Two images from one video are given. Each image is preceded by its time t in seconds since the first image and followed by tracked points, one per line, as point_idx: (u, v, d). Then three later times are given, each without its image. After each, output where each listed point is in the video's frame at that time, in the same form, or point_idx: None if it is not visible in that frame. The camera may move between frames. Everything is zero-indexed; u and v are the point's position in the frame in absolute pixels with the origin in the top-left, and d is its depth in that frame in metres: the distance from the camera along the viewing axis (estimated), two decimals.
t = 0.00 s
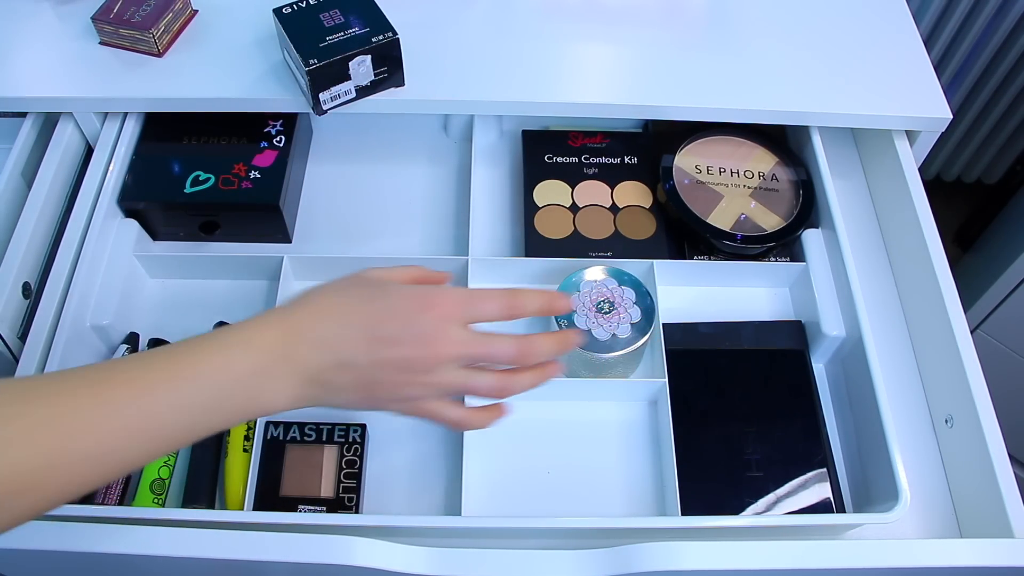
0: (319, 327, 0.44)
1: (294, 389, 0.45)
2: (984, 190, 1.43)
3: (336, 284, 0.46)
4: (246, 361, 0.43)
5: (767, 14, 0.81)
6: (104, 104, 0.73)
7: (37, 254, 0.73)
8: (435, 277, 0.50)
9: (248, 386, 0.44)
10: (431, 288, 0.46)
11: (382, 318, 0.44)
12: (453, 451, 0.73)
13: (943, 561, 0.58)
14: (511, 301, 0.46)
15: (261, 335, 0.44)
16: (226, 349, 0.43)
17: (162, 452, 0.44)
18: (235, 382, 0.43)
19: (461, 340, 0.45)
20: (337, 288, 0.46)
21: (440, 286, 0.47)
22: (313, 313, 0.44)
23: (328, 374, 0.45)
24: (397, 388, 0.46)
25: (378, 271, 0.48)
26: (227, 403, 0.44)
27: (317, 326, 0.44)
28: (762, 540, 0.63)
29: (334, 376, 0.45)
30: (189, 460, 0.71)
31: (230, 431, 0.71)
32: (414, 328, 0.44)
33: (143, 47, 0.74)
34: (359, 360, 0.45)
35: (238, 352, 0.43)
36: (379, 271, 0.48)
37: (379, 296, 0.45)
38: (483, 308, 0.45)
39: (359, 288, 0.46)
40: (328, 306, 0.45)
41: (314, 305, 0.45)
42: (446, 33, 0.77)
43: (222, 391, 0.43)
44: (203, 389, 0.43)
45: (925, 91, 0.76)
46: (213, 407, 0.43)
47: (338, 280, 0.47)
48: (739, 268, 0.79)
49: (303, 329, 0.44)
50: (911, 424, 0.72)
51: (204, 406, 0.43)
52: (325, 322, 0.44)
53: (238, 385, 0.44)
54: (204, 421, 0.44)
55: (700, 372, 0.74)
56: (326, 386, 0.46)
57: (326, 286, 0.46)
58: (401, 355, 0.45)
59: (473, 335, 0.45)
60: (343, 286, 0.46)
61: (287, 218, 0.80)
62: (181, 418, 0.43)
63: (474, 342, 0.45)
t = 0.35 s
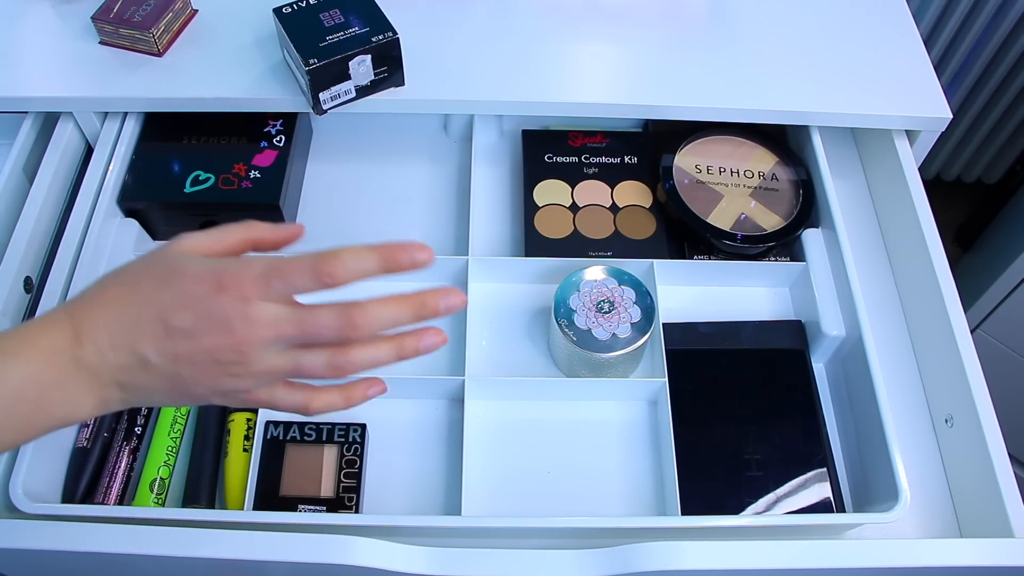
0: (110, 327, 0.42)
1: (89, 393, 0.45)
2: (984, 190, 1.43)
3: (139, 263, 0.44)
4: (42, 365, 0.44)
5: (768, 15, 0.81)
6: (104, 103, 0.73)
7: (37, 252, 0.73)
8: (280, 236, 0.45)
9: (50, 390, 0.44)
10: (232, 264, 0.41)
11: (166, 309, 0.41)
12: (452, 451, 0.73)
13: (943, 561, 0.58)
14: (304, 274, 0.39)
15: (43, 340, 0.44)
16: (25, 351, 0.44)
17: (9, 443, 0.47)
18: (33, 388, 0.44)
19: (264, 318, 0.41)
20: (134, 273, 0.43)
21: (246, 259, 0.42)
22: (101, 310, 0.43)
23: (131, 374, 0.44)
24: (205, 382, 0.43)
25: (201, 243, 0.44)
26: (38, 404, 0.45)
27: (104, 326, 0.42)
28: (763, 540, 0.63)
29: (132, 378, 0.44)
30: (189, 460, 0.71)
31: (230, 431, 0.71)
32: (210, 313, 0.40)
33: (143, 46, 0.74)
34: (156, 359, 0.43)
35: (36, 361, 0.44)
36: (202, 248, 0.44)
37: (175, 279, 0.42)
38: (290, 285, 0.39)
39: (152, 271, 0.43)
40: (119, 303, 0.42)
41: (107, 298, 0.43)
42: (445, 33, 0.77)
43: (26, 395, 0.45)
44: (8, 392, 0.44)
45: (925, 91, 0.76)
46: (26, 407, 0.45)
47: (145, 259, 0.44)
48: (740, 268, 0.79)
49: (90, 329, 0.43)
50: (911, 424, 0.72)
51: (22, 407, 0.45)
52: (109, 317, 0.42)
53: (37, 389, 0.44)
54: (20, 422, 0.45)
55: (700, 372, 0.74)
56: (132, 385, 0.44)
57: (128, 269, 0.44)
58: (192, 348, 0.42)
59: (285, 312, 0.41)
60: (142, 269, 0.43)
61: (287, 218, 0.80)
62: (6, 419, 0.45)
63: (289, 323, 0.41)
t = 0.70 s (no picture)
0: (69, 306, 0.47)
1: (37, 373, 0.49)
2: (984, 190, 1.43)
3: (67, 243, 0.49)
4: None
5: (767, 15, 0.81)
6: (104, 103, 0.73)
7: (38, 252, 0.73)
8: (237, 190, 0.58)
9: None
10: (171, 230, 0.51)
11: (130, 281, 0.49)
12: (452, 451, 0.73)
13: (944, 561, 0.58)
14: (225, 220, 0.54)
15: None
16: None
17: None
18: None
19: (210, 276, 0.53)
20: (74, 254, 0.48)
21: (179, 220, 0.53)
22: (56, 293, 0.47)
23: (91, 346, 0.50)
24: (166, 337, 0.53)
25: (119, 214, 0.52)
26: None
27: (59, 306, 0.47)
28: (763, 540, 0.63)
29: (91, 346, 0.50)
30: (189, 460, 0.70)
31: (230, 432, 0.71)
32: (158, 278, 0.50)
33: (143, 46, 0.74)
34: (124, 328, 0.50)
35: None
36: (115, 217, 0.52)
37: (130, 250, 0.49)
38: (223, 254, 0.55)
39: (99, 245, 0.49)
40: (69, 283, 0.47)
41: (55, 282, 0.47)
42: (445, 33, 0.77)
43: None
44: None
45: (925, 91, 0.76)
46: None
47: (70, 239, 0.49)
48: (740, 268, 0.79)
49: (44, 310, 0.47)
50: (910, 424, 0.72)
51: None
52: (70, 294, 0.47)
53: None
54: None
55: (700, 372, 0.74)
56: (88, 356, 0.51)
57: (54, 254, 0.48)
58: (158, 317, 0.51)
59: (221, 258, 0.54)
60: (81, 249, 0.49)
61: (287, 218, 0.80)
62: None
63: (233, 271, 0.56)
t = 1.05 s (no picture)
0: (208, 111, 0.44)
1: (195, 184, 0.45)
2: (984, 190, 1.43)
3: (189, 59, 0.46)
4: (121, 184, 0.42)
5: (768, 15, 0.81)
6: (104, 103, 0.73)
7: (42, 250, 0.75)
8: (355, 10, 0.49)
9: (144, 203, 0.44)
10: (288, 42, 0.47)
11: (257, 93, 0.45)
12: (452, 450, 0.73)
13: (944, 561, 0.57)
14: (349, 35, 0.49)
15: (129, 158, 0.42)
16: (107, 167, 0.42)
17: (76, 285, 0.45)
18: (123, 205, 0.43)
19: (332, 82, 0.49)
20: (200, 74, 0.45)
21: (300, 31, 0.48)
22: (188, 110, 0.44)
23: (225, 158, 0.46)
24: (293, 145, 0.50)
25: (226, 35, 0.48)
26: (129, 223, 0.44)
27: (195, 118, 0.44)
28: (763, 540, 0.63)
29: (232, 161, 0.47)
30: (189, 460, 0.70)
31: (230, 432, 0.71)
32: (284, 78, 0.46)
33: (143, 47, 0.74)
34: (260, 135, 0.46)
35: (117, 166, 0.42)
36: (225, 37, 0.48)
37: (255, 63, 0.45)
38: (350, 69, 0.50)
39: (220, 59, 0.45)
40: (204, 99, 0.44)
41: (193, 99, 0.44)
42: (445, 33, 0.77)
43: (127, 212, 0.43)
44: (96, 211, 0.42)
45: (926, 91, 0.76)
46: (118, 229, 0.43)
47: (200, 60, 0.46)
48: (739, 268, 0.79)
49: (182, 131, 0.43)
50: (911, 423, 0.72)
51: (109, 223, 0.43)
52: (203, 108, 0.44)
53: (135, 201, 0.43)
54: (123, 236, 0.44)
55: (700, 372, 0.74)
56: (230, 165, 0.47)
57: (188, 75, 0.45)
58: (289, 120, 0.47)
59: (343, 73, 0.50)
60: (207, 65, 0.45)
61: (287, 218, 0.80)
62: (97, 244, 0.43)
63: (353, 83, 0.51)
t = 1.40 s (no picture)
0: (216, 136, 0.45)
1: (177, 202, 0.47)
2: (984, 190, 1.43)
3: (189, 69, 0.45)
4: (126, 204, 0.43)
5: (768, 15, 0.81)
6: (103, 103, 0.73)
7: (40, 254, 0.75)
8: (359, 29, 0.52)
9: (143, 221, 0.44)
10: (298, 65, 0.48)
11: (264, 119, 0.47)
12: (453, 450, 0.72)
13: (944, 561, 0.57)
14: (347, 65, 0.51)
15: (139, 179, 0.43)
16: (113, 187, 0.42)
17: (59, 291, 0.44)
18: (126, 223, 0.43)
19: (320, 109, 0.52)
20: (208, 87, 0.45)
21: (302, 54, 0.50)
22: (198, 128, 0.44)
23: (218, 175, 0.48)
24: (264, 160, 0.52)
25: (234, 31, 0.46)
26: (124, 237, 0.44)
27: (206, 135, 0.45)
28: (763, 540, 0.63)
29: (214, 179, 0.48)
30: (189, 460, 0.70)
31: (230, 432, 0.71)
32: (286, 104, 0.48)
33: (143, 46, 0.74)
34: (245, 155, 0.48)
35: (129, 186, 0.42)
36: (229, 44, 0.46)
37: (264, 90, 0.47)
38: (339, 88, 0.52)
39: (230, 78, 0.46)
40: (215, 122, 0.45)
41: (204, 121, 0.45)
42: (445, 33, 0.77)
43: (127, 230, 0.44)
44: (104, 229, 0.42)
45: (926, 91, 0.76)
46: (117, 242, 0.43)
47: (203, 75, 0.45)
48: (740, 268, 0.79)
49: (191, 155, 0.45)
50: (911, 423, 0.72)
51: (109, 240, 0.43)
52: (214, 133, 0.45)
53: (136, 219, 0.44)
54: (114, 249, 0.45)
55: (700, 372, 0.74)
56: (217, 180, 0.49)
57: (194, 94, 0.45)
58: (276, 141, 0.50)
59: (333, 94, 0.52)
60: (215, 84, 0.45)
61: (287, 218, 0.80)
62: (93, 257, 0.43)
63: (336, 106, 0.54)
